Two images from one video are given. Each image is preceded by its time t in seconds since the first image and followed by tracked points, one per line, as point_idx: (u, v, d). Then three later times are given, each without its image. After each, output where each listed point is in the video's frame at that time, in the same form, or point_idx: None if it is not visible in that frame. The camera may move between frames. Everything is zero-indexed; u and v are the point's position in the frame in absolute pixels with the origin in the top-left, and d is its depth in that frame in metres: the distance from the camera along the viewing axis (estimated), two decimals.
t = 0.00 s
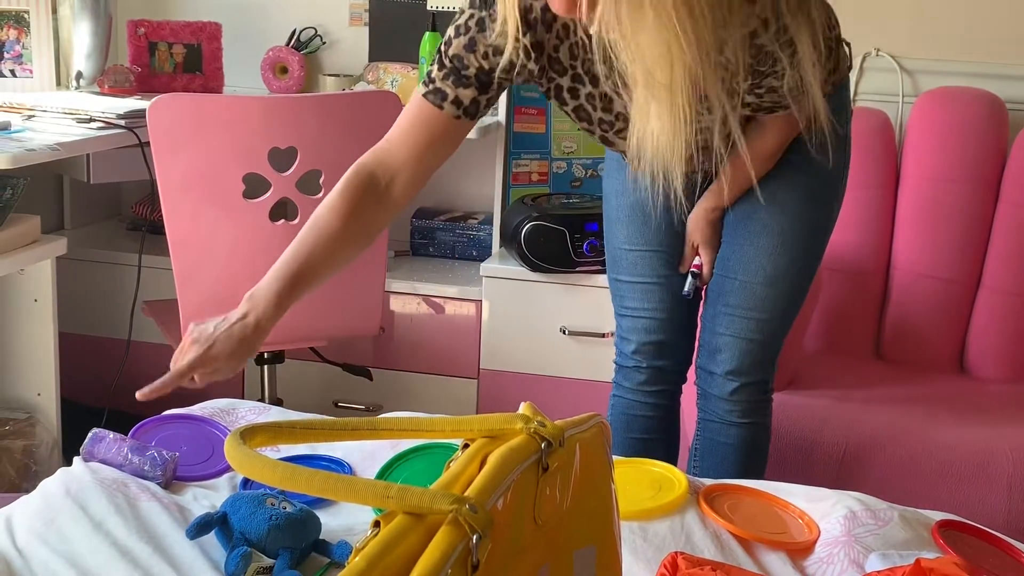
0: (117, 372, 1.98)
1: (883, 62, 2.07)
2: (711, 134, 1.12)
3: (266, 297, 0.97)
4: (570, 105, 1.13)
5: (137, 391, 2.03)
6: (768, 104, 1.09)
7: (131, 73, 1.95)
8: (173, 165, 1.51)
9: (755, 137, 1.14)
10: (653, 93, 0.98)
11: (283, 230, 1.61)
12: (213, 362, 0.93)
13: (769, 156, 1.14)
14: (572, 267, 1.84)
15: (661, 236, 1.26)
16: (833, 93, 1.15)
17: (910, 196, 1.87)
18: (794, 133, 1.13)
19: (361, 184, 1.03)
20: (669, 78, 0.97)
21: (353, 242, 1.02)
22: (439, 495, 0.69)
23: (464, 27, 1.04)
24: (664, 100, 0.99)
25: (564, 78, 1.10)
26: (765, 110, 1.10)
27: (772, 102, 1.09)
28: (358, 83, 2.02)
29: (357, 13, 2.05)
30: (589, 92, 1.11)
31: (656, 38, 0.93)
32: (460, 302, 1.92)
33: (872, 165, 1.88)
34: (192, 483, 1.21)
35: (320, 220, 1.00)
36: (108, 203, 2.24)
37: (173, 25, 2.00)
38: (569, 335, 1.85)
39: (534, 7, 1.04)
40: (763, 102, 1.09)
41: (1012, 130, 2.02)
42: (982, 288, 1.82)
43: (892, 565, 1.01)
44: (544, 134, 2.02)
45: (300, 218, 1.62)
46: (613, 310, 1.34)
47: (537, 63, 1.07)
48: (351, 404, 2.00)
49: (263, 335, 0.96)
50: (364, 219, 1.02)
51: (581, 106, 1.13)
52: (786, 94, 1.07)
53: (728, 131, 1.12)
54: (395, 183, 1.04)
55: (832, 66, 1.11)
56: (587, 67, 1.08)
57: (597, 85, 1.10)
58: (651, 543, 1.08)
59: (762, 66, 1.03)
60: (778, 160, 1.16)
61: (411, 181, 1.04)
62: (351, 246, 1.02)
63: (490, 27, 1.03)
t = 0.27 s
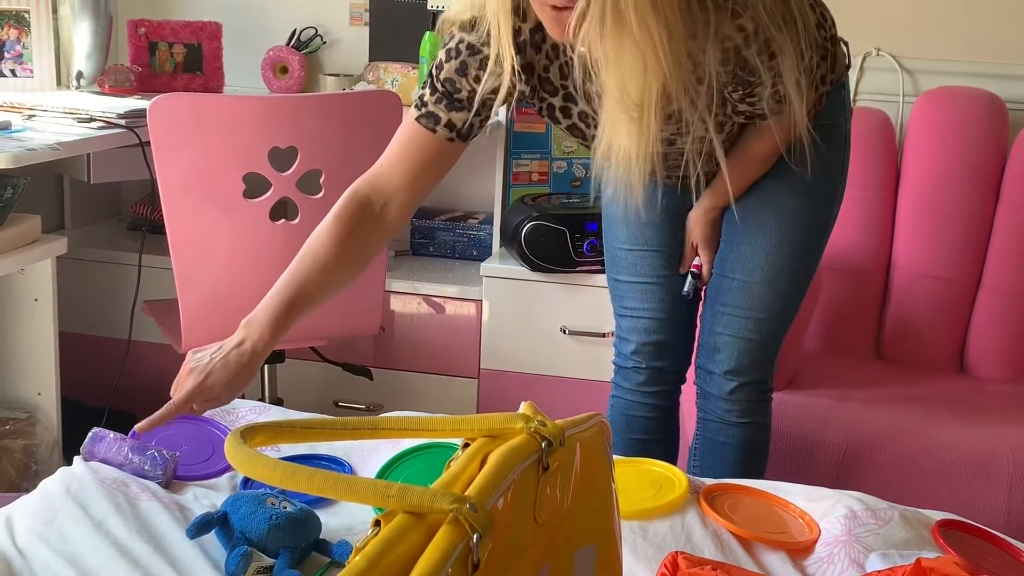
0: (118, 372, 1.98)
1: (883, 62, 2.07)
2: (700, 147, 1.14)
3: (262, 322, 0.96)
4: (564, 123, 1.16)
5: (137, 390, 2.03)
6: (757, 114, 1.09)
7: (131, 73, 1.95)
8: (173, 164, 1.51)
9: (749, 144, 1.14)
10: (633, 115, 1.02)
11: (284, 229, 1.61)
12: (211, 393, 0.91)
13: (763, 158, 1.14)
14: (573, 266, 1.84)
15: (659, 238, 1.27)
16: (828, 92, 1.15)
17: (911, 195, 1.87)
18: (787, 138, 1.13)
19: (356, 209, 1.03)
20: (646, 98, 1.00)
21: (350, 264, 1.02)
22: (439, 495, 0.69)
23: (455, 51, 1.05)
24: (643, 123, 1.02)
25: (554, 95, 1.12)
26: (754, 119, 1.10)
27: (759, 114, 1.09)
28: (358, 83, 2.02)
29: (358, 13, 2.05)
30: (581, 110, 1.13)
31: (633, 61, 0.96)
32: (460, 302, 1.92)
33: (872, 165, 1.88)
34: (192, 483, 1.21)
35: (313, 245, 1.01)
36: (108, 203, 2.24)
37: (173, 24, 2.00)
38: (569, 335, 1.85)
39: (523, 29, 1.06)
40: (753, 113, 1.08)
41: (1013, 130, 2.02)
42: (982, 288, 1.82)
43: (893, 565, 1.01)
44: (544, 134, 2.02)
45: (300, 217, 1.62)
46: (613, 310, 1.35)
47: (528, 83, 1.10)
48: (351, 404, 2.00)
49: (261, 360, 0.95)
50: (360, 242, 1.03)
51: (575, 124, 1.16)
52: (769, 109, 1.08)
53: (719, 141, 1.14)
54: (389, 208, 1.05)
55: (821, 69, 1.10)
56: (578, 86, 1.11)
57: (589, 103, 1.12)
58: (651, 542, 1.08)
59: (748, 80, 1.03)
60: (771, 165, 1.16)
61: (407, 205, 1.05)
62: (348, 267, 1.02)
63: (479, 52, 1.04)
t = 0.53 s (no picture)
0: (116, 372, 1.98)
1: (882, 62, 2.07)
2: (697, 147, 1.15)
3: (258, 326, 0.96)
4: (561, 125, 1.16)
5: (136, 391, 2.03)
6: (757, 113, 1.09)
7: (130, 73, 1.95)
8: (172, 165, 1.51)
9: (746, 142, 1.14)
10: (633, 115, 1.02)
11: (283, 229, 1.61)
12: (207, 399, 0.91)
13: (760, 157, 1.14)
14: (571, 267, 1.84)
15: (654, 238, 1.26)
16: (822, 90, 1.15)
17: (910, 196, 1.87)
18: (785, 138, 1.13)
19: (352, 212, 1.03)
20: (648, 96, 1.01)
21: (346, 267, 1.02)
22: (438, 494, 0.69)
23: (453, 54, 1.05)
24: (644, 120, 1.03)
25: (551, 97, 1.12)
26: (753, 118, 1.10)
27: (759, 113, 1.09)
28: (357, 83, 2.02)
29: (357, 13, 2.04)
30: (578, 111, 1.13)
31: (636, 59, 0.97)
32: (459, 302, 1.92)
33: (872, 165, 1.88)
34: (191, 483, 1.21)
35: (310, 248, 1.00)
36: (106, 204, 2.24)
37: (172, 25, 2.00)
38: (569, 335, 1.85)
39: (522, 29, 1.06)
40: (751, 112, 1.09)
41: (1012, 129, 2.02)
42: (981, 288, 1.82)
43: (892, 564, 1.01)
44: (543, 134, 2.01)
45: (299, 218, 1.62)
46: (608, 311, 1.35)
47: (526, 85, 1.09)
48: (350, 404, 2.00)
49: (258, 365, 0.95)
50: (357, 246, 1.03)
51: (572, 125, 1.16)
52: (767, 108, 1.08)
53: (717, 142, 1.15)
54: (387, 211, 1.04)
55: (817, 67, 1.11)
56: (575, 88, 1.11)
57: (587, 104, 1.12)
58: (650, 542, 1.08)
59: (748, 78, 1.04)
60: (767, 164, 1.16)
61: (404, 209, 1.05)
62: (345, 270, 1.02)
63: (477, 54, 1.05)
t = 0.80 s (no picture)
0: (113, 374, 1.98)
1: (877, 63, 2.07)
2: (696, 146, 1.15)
3: (256, 327, 0.96)
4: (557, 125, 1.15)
5: (133, 392, 2.03)
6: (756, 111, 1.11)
7: (125, 74, 1.95)
8: (168, 167, 1.51)
9: (741, 140, 1.14)
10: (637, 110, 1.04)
11: (279, 231, 1.61)
12: (206, 401, 0.90)
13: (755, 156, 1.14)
14: (568, 268, 1.84)
15: (648, 238, 1.26)
16: (816, 89, 1.15)
17: (905, 196, 1.87)
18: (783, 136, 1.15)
19: (349, 214, 1.03)
20: (654, 92, 1.02)
21: (345, 268, 1.02)
22: (433, 495, 0.69)
23: (451, 56, 1.05)
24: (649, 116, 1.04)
25: (549, 98, 1.11)
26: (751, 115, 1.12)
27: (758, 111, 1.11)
28: (353, 84, 2.02)
29: (352, 14, 2.03)
30: (576, 111, 1.13)
31: (644, 55, 0.98)
32: (456, 303, 1.92)
33: (867, 166, 1.89)
34: (186, 485, 1.21)
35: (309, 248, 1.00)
36: (101, 206, 2.24)
37: (167, 27, 2.00)
38: (565, 336, 1.85)
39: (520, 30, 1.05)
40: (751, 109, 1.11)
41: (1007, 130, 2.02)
42: (977, 288, 1.82)
43: (888, 564, 1.01)
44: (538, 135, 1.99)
45: (295, 219, 1.62)
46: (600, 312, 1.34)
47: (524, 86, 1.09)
48: (347, 406, 2.00)
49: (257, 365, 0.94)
50: (356, 246, 1.03)
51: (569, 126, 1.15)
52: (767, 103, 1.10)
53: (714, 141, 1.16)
54: (384, 211, 1.05)
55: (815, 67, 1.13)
56: (573, 88, 1.10)
57: (585, 104, 1.12)
58: (646, 543, 1.08)
59: (748, 74, 1.06)
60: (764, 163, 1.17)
61: (399, 208, 1.05)
62: (344, 270, 1.02)
63: (476, 54, 1.05)
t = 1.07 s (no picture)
0: (106, 379, 1.98)
1: (871, 66, 2.08)
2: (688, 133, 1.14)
3: (281, 328, 0.96)
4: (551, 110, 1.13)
5: (127, 397, 2.02)
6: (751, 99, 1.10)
7: (119, 78, 1.95)
8: (161, 171, 1.51)
9: (732, 131, 1.14)
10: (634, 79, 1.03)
11: (272, 234, 1.60)
12: (234, 397, 0.89)
13: (747, 149, 1.15)
14: (562, 271, 1.83)
15: (638, 239, 1.26)
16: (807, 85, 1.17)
17: (899, 199, 1.87)
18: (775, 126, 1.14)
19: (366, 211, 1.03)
20: (651, 67, 1.02)
21: (363, 266, 1.02)
22: (425, 499, 0.69)
23: (446, 42, 1.05)
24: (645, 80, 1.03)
25: (543, 81, 1.09)
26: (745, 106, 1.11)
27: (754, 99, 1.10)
28: (347, 88, 2.02)
29: (346, 18, 2.03)
30: (570, 95, 1.11)
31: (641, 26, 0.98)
32: (450, 306, 1.92)
33: (861, 168, 1.89)
34: (180, 489, 1.21)
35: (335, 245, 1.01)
36: (95, 210, 2.23)
37: (161, 30, 2.00)
38: (559, 340, 1.85)
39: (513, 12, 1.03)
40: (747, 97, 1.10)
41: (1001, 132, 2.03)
42: (971, 290, 1.83)
43: (882, 567, 1.01)
44: (532, 138, 1.98)
45: (289, 223, 1.62)
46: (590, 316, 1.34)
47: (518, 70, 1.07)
48: (341, 410, 2.00)
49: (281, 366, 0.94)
50: (371, 246, 1.03)
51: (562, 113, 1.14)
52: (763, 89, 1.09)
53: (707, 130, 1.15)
54: (395, 209, 1.04)
55: (804, 64, 1.14)
56: (567, 71, 1.08)
57: (579, 88, 1.10)
58: (640, 546, 1.08)
59: (743, 58, 1.05)
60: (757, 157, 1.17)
61: (412, 206, 1.05)
62: (357, 273, 1.02)
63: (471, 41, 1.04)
